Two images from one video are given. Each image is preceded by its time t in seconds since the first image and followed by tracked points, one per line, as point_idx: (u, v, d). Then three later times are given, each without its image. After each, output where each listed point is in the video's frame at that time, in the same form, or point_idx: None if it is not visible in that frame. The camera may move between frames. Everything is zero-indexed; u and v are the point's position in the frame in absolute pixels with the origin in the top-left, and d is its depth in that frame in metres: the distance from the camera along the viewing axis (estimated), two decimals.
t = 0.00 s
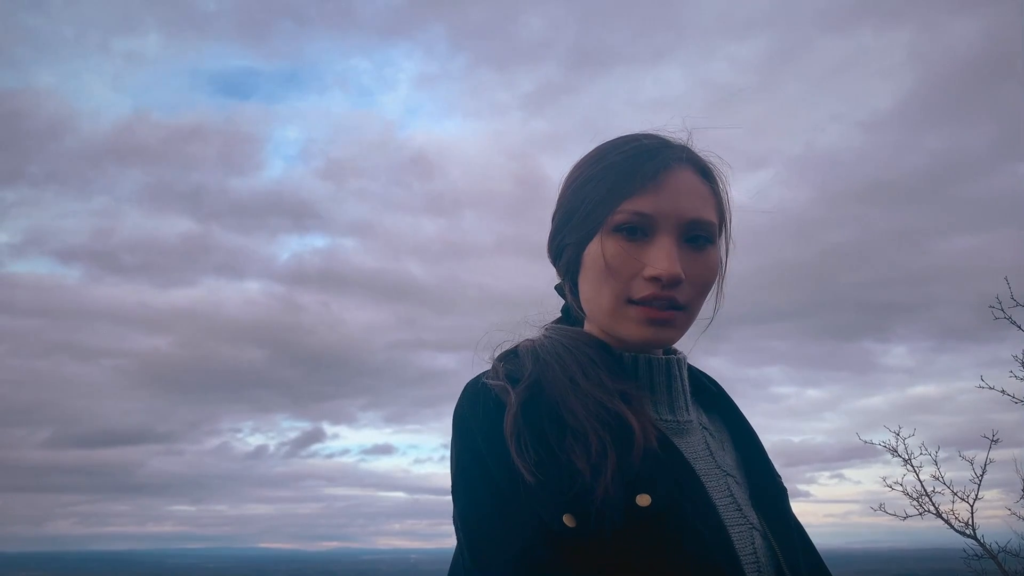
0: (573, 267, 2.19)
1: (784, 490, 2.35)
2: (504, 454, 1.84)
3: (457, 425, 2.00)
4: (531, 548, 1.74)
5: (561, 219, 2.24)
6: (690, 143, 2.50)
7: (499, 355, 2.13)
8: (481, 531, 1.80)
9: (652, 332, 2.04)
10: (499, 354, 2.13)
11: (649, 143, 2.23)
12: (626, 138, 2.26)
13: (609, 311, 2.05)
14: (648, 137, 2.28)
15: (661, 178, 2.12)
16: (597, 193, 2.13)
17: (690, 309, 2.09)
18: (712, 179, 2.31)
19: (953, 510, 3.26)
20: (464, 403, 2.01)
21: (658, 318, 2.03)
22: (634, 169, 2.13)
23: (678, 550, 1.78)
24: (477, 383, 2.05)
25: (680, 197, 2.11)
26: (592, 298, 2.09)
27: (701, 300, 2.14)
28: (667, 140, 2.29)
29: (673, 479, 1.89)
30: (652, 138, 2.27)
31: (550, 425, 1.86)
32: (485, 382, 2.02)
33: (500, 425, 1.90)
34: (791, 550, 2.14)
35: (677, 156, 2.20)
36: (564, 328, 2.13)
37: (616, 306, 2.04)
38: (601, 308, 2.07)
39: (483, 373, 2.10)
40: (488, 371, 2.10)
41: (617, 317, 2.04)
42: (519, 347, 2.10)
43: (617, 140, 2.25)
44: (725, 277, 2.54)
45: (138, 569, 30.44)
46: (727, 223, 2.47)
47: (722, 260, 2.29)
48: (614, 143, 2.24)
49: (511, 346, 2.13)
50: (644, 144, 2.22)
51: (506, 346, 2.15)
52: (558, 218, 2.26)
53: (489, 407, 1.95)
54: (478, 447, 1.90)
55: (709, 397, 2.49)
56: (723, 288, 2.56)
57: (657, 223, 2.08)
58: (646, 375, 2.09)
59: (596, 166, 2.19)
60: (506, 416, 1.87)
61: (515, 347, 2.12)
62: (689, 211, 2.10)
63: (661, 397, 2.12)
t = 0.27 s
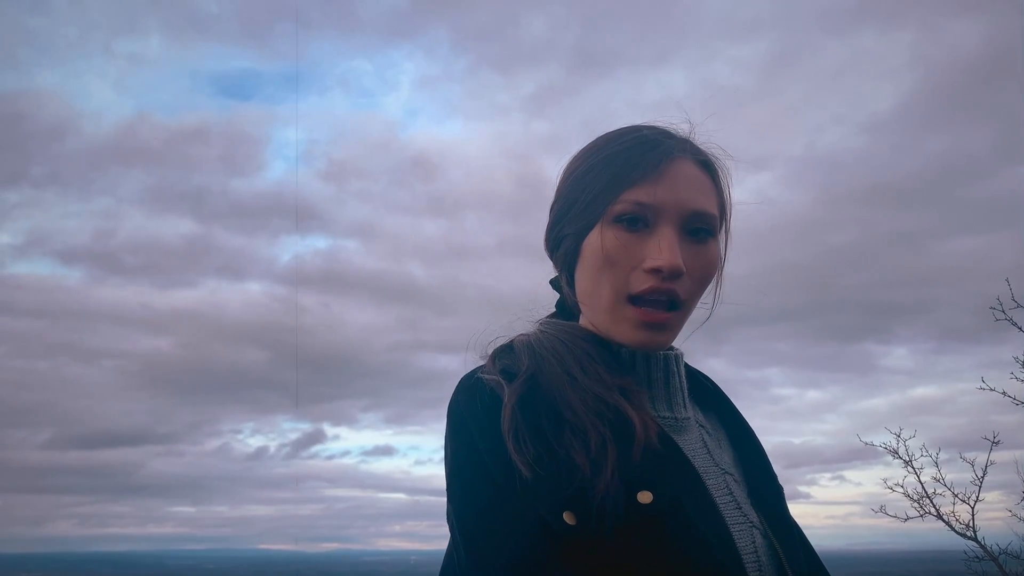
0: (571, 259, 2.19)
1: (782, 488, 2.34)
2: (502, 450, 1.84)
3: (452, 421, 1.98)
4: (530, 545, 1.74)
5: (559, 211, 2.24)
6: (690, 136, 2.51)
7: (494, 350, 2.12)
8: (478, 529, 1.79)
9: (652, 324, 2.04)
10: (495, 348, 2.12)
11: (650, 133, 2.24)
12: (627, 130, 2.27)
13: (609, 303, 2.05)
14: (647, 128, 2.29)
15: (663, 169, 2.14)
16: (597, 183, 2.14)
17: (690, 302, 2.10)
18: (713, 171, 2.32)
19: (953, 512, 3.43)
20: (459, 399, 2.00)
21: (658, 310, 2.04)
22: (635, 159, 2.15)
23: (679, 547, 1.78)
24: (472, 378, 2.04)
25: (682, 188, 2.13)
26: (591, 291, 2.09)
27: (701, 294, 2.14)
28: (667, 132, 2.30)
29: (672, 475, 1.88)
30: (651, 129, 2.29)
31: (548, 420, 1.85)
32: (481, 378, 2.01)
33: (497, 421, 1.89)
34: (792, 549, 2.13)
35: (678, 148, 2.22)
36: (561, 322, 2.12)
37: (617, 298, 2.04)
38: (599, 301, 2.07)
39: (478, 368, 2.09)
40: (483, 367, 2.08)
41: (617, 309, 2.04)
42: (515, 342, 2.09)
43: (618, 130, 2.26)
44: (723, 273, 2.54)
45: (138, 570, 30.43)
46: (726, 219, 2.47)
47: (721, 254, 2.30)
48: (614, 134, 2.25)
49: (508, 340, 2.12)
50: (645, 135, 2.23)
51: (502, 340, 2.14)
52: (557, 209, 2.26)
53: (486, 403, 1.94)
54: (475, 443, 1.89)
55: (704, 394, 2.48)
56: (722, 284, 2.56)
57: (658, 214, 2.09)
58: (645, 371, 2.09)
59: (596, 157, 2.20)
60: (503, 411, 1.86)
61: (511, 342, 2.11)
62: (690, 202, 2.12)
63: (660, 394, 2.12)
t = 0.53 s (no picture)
0: (574, 260, 2.24)
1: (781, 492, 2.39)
2: (502, 454, 1.88)
3: (451, 422, 2.03)
4: (526, 546, 1.79)
5: (561, 213, 2.29)
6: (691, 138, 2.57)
7: (496, 352, 2.16)
8: (476, 529, 1.84)
9: (656, 323, 2.08)
10: (496, 350, 2.17)
11: (650, 136, 2.30)
12: (628, 132, 2.32)
13: (612, 303, 2.10)
14: (647, 130, 2.35)
15: (663, 171, 2.20)
16: (599, 185, 2.19)
17: (692, 301, 2.15)
18: (714, 172, 2.39)
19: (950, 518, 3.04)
20: (459, 401, 2.04)
21: (662, 310, 2.08)
22: (636, 161, 2.20)
23: (675, 551, 1.83)
24: (473, 380, 2.08)
25: (682, 189, 2.19)
26: (594, 291, 2.14)
27: (703, 293, 2.20)
28: (667, 133, 2.36)
29: (671, 480, 1.93)
30: (651, 131, 2.35)
31: (548, 425, 1.90)
32: (481, 381, 2.06)
33: (496, 424, 1.94)
34: (791, 555, 2.18)
35: (678, 150, 2.28)
36: (563, 325, 2.17)
37: (620, 298, 2.09)
38: (602, 301, 2.12)
39: (478, 370, 2.14)
40: (484, 369, 2.13)
41: (621, 309, 2.09)
42: (516, 345, 2.14)
43: (618, 133, 2.32)
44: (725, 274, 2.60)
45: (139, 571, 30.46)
46: (728, 219, 2.52)
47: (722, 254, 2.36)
48: (615, 137, 2.30)
49: (509, 342, 2.17)
50: (645, 137, 2.29)
51: (505, 342, 2.18)
52: (559, 212, 2.31)
53: (486, 407, 1.99)
54: (473, 446, 1.93)
55: (706, 399, 2.53)
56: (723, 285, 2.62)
57: (660, 215, 2.15)
58: (645, 377, 2.14)
59: (597, 159, 2.26)
60: (502, 415, 1.90)
61: (513, 344, 2.16)
62: (691, 203, 2.18)
63: (659, 399, 2.16)
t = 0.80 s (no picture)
0: (581, 266, 2.18)
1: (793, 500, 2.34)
2: (518, 460, 1.83)
3: (466, 426, 1.98)
4: (541, 554, 1.73)
5: (562, 222, 2.24)
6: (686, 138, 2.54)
7: (509, 358, 2.11)
8: (490, 535, 1.79)
9: (670, 322, 2.03)
10: (509, 356, 2.12)
11: (645, 136, 2.26)
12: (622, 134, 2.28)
13: (624, 305, 2.04)
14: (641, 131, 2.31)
15: (663, 168, 2.16)
16: (600, 188, 2.15)
17: (704, 297, 2.09)
18: (712, 168, 2.36)
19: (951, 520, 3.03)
20: (475, 405, 1.99)
21: (675, 308, 2.03)
22: (635, 161, 2.16)
23: (691, 562, 1.77)
24: (488, 384, 2.03)
25: (683, 186, 2.15)
26: (603, 296, 2.09)
27: (714, 289, 2.14)
28: (661, 133, 2.33)
29: (687, 489, 1.88)
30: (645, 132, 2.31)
31: (564, 431, 1.85)
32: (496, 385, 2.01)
33: (512, 430, 1.89)
34: (804, 565, 2.12)
35: (675, 147, 2.24)
36: (574, 330, 2.11)
37: (631, 300, 2.03)
38: (613, 305, 2.06)
39: (493, 375, 2.09)
40: (498, 373, 2.08)
41: (633, 310, 2.04)
42: (530, 349, 2.09)
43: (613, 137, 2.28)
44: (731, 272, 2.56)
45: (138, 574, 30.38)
46: (729, 215, 2.48)
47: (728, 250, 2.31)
48: (608, 140, 2.26)
49: (520, 348, 2.11)
50: (640, 137, 2.25)
51: (516, 349, 2.13)
52: (560, 222, 2.26)
53: (501, 411, 1.94)
54: (488, 451, 1.88)
55: (718, 405, 2.48)
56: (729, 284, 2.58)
57: (663, 213, 2.10)
58: (660, 383, 2.09)
59: (594, 163, 2.21)
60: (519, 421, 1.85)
61: (526, 350, 2.10)
62: (693, 199, 2.14)
63: (673, 405, 2.11)
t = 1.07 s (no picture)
0: (591, 273, 2.19)
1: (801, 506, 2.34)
2: (529, 466, 1.84)
3: (478, 432, 1.99)
4: (551, 558, 1.74)
5: (572, 230, 2.25)
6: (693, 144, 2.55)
7: (520, 364, 2.12)
8: (500, 540, 1.80)
9: (680, 327, 2.03)
10: (520, 363, 2.13)
11: (651, 143, 2.28)
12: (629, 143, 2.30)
13: (634, 311, 2.05)
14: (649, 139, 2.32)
15: (670, 175, 2.17)
16: (608, 196, 2.16)
17: (714, 301, 2.10)
18: (718, 174, 2.36)
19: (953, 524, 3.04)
20: (486, 410, 2.00)
21: (685, 313, 2.04)
22: (642, 168, 2.17)
23: (700, 569, 1.77)
24: (499, 391, 2.04)
25: (691, 193, 2.16)
26: (614, 302, 2.10)
27: (723, 293, 2.15)
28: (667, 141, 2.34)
29: (696, 496, 1.88)
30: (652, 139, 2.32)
31: (574, 438, 1.86)
32: (507, 391, 2.02)
33: (523, 436, 1.90)
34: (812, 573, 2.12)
35: (682, 154, 2.25)
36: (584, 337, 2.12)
37: (641, 305, 2.04)
38: (625, 311, 2.07)
39: (504, 382, 2.10)
40: (509, 380, 2.09)
41: (642, 316, 2.05)
42: (540, 356, 2.10)
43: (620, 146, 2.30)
44: (739, 278, 2.56)
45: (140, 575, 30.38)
46: (736, 217, 2.49)
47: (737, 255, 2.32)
48: (615, 149, 2.28)
49: (531, 355, 2.13)
50: (646, 145, 2.27)
51: (527, 356, 2.14)
52: (570, 231, 2.27)
53: (512, 418, 1.95)
54: (499, 456, 1.89)
55: (727, 410, 2.48)
56: (737, 289, 2.58)
57: (671, 220, 2.11)
58: (669, 389, 2.10)
59: (602, 171, 2.23)
60: (530, 427, 1.86)
61: (537, 356, 2.11)
62: (701, 204, 2.15)
63: (683, 412, 2.12)
